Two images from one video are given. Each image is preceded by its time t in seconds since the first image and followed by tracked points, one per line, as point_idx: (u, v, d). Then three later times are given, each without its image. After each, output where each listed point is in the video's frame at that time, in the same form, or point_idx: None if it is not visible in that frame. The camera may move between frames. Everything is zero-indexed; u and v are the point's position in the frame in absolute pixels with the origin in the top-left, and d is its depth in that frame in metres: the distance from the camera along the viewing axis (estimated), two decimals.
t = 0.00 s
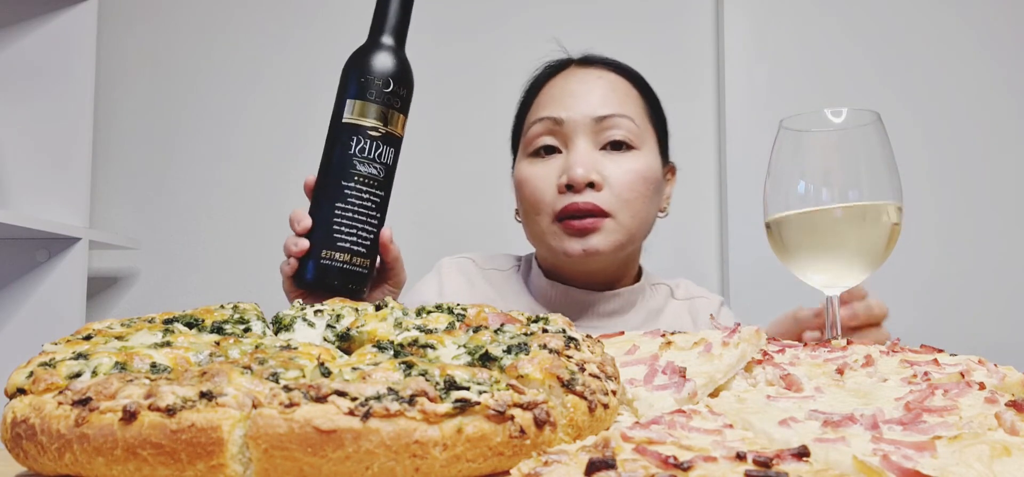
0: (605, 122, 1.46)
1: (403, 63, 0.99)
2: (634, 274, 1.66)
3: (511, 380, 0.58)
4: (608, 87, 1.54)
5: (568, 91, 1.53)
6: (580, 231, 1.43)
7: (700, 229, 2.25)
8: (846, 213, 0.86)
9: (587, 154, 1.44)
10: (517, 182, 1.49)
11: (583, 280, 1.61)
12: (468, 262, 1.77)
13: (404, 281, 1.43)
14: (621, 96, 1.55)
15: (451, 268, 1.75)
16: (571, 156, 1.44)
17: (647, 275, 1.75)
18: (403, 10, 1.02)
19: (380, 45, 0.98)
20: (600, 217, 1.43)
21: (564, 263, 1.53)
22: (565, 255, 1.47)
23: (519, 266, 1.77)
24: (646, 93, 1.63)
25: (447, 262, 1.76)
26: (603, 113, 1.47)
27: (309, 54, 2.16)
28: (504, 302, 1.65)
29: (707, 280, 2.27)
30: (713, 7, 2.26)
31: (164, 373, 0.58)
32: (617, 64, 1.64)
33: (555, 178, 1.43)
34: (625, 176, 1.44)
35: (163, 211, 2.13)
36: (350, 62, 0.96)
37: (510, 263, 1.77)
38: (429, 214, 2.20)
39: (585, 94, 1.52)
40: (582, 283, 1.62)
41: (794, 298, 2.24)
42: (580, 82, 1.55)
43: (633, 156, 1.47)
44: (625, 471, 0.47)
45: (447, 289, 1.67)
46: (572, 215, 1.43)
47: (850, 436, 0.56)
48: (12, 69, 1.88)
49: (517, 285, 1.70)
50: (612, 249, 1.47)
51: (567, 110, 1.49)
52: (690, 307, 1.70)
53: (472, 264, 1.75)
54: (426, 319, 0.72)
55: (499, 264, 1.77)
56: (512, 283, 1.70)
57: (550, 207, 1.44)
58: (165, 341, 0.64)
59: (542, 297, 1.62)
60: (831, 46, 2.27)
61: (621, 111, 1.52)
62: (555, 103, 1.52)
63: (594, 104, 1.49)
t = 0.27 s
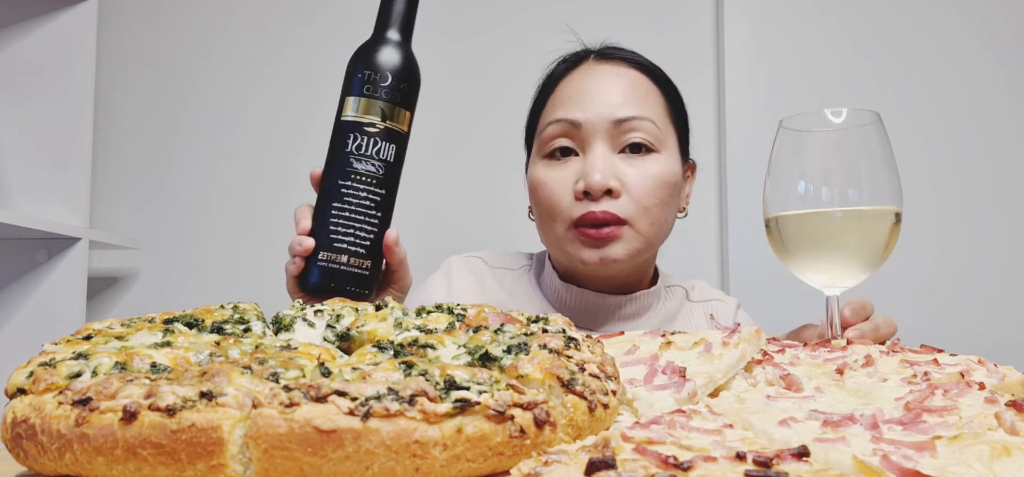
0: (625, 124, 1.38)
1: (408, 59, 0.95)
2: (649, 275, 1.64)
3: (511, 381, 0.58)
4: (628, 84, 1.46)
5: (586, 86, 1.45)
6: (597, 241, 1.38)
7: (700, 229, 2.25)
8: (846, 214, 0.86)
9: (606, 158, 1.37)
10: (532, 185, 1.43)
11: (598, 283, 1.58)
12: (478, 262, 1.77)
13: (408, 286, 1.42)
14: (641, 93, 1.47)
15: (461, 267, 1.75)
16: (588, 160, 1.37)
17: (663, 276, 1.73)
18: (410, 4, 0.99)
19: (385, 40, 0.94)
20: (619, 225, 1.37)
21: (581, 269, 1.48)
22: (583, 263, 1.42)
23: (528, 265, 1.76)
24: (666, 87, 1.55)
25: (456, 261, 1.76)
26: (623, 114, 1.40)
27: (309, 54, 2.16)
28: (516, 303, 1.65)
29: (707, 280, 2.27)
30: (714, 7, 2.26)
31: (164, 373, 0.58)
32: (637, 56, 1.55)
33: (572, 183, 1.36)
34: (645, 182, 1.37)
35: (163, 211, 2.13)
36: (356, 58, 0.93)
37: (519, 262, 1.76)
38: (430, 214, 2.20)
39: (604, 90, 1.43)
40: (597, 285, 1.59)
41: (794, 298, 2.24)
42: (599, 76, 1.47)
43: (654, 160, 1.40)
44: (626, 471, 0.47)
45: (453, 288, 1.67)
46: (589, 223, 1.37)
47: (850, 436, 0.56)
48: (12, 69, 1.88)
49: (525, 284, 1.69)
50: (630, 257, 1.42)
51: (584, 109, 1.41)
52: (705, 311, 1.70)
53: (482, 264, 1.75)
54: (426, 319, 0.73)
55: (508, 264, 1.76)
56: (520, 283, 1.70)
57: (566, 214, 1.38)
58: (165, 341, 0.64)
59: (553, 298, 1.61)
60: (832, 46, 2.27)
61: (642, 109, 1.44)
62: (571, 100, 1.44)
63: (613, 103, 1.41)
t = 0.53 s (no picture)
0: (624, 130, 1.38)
1: (398, 60, 0.95)
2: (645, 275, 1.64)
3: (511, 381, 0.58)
4: (626, 86, 1.45)
5: (583, 88, 1.44)
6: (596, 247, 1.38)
7: (699, 229, 2.26)
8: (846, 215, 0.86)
9: (605, 164, 1.36)
10: (530, 188, 1.42)
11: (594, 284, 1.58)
12: (469, 263, 1.77)
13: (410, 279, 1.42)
14: (640, 96, 1.46)
15: (454, 268, 1.75)
16: (588, 165, 1.36)
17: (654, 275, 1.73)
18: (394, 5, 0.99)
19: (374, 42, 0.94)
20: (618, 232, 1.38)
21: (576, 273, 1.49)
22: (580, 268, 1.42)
23: (521, 265, 1.75)
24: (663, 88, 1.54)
25: (449, 262, 1.76)
26: (622, 118, 1.39)
27: (309, 54, 2.16)
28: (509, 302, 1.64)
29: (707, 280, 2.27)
30: (714, 6, 2.26)
31: (164, 373, 0.58)
32: (634, 56, 1.54)
33: (571, 188, 1.36)
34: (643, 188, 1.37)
35: (163, 210, 2.13)
36: (346, 62, 0.94)
37: (512, 263, 1.75)
38: (430, 214, 2.20)
39: (603, 93, 1.42)
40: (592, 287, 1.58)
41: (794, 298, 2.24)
42: (596, 77, 1.45)
43: (653, 165, 1.40)
44: (626, 471, 0.47)
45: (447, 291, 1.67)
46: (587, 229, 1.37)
47: (850, 436, 0.56)
48: (12, 68, 1.88)
49: (518, 285, 1.68)
50: (627, 262, 1.42)
51: (583, 112, 1.40)
52: (698, 306, 1.70)
53: (475, 265, 1.75)
54: (426, 319, 0.72)
55: (500, 264, 1.76)
56: (513, 283, 1.69)
57: (565, 220, 1.37)
58: (164, 341, 0.64)
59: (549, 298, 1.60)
60: (831, 46, 2.28)
61: (640, 113, 1.43)
62: (570, 102, 1.43)
63: (612, 107, 1.40)
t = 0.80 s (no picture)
0: (608, 134, 1.37)
1: (388, 71, 0.87)
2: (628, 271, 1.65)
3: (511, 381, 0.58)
4: (608, 89, 1.43)
5: (565, 92, 1.42)
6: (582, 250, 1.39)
7: (699, 229, 2.26)
8: (846, 215, 0.86)
9: (589, 168, 1.36)
10: (514, 193, 1.42)
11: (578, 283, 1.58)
12: (453, 265, 1.76)
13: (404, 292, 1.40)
14: (621, 98, 1.45)
15: (439, 271, 1.73)
16: (572, 170, 1.36)
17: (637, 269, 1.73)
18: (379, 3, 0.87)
19: (361, 51, 0.85)
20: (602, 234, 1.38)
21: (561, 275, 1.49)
22: (566, 271, 1.43)
23: (507, 266, 1.74)
24: (646, 90, 1.54)
25: (434, 266, 1.75)
26: (605, 122, 1.38)
27: (309, 54, 2.16)
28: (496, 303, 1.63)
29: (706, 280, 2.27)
30: (713, 6, 2.26)
31: (164, 373, 0.58)
32: (613, 57, 1.52)
33: (556, 193, 1.35)
34: (627, 191, 1.37)
35: (162, 211, 2.13)
36: (332, 74, 0.84)
37: (498, 264, 1.75)
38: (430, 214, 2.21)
39: (585, 97, 1.41)
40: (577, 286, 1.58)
41: (793, 297, 2.24)
42: (578, 80, 1.44)
43: (636, 168, 1.39)
44: (625, 471, 0.47)
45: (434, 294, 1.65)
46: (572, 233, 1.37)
47: (850, 436, 0.56)
48: (11, 69, 1.88)
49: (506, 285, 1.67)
50: (612, 263, 1.43)
51: (566, 116, 1.39)
52: (679, 299, 1.70)
53: (460, 267, 1.73)
54: (427, 319, 0.72)
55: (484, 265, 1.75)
56: (499, 283, 1.68)
57: (551, 225, 1.37)
58: (165, 341, 0.64)
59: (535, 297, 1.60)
60: (831, 45, 2.28)
61: (622, 115, 1.42)
62: (552, 106, 1.42)
63: (595, 111, 1.39)
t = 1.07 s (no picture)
0: (585, 134, 1.37)
1: (386, 88, 0.87)
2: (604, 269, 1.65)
3: (511, 381, 0.58)
4: (582, 89, 1.43)
5: (541, 93, 1.42)
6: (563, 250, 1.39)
7: (699, 230, 2.26)
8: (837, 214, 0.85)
9: (567, 170, 1.36)
10: (493, 195, 1.42)
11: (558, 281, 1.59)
12: (432, 268, 1.75)
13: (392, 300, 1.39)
14: (596, 98, 1.44)
15: (418, 276, 1.72)
16: (551, 172, 1.36)
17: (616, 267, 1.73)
18: (387, 20, 0.87)
19: (361, 66, 0.85)
20: (583, 234, 1.38)
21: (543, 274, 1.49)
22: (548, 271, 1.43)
23: (486, 268, 1.75)
24: (622, 88, 1.54)
25: (413, 271, 1.74)
26: (582, 123, 1.38)
27: (310, 54, 2.16)
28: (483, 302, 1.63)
29: (706, 280, 2.28)
30: (713, 7, 2.26)
31: (164, 373, 0.58)
32: (586, 57, 1.52)
33: (535, 194, 1.35)
34: (605, 191, 1.37)
35: (163, 211, 2.13)
36: (329, 84, 0.84)
37: (477, 267, 1.75)
38: (430, 214, 2.21)
39: (561, 98, 1.40)
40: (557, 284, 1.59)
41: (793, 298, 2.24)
42: (554, 82, 1.43)
43: (613, 167, 1.39)
44: (625, 471, 0.47)
45: (414, 297, 1.64)
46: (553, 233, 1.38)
47: (850, 436, 0.56)
48: (12, 68, 1.88)
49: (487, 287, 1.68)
50: (593, 262, 1.44)
51: (543, 118, 1.39)
52: (659, 294, 1.69)
53: (439, 271, 1.73)
54: (426, 319, 0.72)
55: (465, 267, 1.76)
56: (482, 284, 1.68)
57: (532, 225, 1.37)
58: (165, 341, 0.64)
59: (517, 297, 1.60)
60: (831, 46, 2.28)
61: (598, 115, 1.42)
62: (528, 107, 1.41)
63: (571, 112, 1.39)
